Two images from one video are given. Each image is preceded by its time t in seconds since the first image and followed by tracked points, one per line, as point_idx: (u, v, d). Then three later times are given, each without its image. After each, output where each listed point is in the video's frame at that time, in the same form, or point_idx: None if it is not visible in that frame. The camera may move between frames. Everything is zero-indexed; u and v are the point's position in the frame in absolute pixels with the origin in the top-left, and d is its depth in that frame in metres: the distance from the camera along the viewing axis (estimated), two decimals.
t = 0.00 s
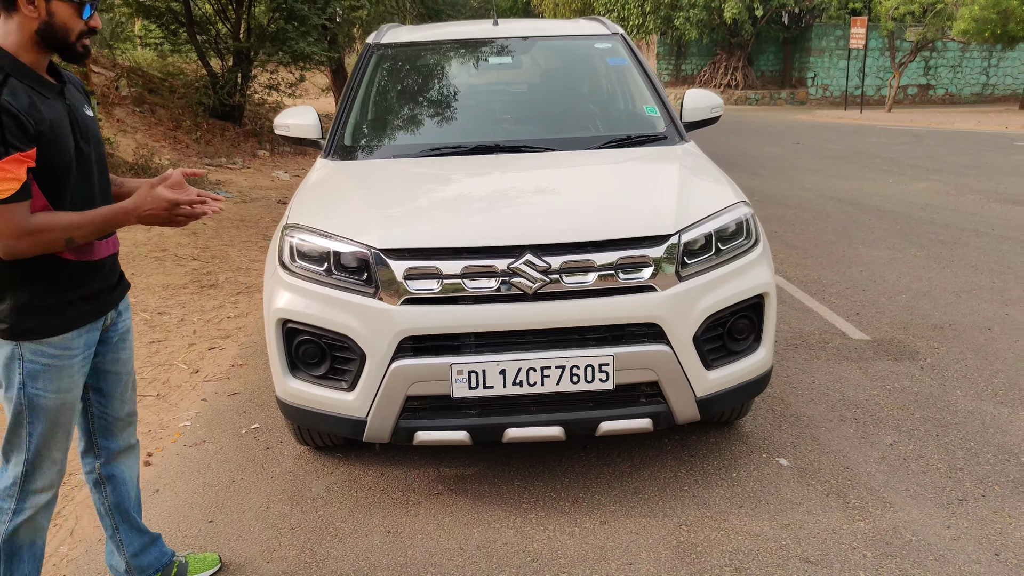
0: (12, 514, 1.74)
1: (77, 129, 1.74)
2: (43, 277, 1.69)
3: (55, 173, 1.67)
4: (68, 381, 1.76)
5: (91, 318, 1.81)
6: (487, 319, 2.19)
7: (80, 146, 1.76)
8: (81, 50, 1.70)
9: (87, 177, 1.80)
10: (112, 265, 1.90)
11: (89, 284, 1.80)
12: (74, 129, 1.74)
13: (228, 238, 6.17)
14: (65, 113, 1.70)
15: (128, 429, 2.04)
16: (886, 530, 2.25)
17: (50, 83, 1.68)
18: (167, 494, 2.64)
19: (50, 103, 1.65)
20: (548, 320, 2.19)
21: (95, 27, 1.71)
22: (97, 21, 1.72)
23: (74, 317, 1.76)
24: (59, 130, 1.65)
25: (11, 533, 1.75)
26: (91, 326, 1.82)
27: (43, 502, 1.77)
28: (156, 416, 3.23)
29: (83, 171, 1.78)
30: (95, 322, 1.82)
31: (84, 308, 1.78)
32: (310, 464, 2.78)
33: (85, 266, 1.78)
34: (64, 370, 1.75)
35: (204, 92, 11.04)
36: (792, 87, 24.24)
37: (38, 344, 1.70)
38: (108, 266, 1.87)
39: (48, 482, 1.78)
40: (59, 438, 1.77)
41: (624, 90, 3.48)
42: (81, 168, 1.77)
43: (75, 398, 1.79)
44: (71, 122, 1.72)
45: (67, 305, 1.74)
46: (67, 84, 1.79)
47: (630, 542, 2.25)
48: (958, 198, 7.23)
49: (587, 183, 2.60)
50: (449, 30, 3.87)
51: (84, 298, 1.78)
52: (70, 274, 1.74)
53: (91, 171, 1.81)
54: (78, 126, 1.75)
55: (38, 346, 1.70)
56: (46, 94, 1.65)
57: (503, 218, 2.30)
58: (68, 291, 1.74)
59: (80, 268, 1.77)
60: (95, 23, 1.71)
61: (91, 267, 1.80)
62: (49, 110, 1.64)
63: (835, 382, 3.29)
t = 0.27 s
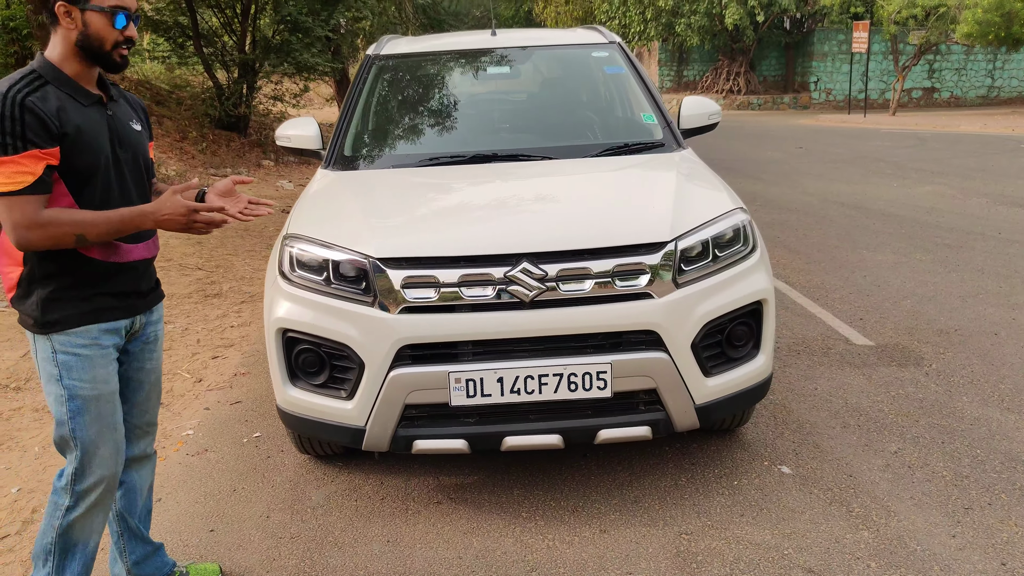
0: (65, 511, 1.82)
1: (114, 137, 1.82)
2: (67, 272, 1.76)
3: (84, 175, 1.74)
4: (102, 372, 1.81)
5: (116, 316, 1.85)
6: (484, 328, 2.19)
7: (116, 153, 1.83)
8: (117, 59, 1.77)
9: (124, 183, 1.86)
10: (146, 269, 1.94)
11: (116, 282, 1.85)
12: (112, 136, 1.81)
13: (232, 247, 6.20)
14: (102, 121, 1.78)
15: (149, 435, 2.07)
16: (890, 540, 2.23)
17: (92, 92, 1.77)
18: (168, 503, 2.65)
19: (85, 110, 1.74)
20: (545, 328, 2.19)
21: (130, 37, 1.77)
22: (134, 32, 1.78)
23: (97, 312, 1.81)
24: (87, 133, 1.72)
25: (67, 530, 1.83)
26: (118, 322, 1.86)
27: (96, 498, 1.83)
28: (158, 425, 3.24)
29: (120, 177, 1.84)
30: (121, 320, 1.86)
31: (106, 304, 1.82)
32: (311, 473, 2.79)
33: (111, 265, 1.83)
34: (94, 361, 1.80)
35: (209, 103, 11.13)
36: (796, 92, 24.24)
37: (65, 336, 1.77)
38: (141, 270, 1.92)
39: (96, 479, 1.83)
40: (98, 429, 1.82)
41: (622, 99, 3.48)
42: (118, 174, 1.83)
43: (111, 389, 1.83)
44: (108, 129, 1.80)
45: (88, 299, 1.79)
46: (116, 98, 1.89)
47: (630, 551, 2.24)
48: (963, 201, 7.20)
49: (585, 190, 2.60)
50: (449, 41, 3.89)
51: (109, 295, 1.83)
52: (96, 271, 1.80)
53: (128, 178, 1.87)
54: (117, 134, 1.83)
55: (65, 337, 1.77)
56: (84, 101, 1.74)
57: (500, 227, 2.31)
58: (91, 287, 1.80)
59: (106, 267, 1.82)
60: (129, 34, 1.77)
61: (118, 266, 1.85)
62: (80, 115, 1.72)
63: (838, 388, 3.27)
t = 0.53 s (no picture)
0: (96, 520, 1.87)
1: (138, 151, 1.83)
2: (79, 281, 1.77)
3: (102, 186, 1.74)
4: (113, 381, 1.83)
5: (127, 327, 1.84)
6: (481, 342, 2.18)
7: (139, 167, 1.83)
8: (140, 73, 1.79)
9: (145, 197, 1.86)
10: (161, 283, 1.94)
11: (129, 292, 1.85)
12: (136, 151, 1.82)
13: (238, 258, 6.23)
14: (126, 136, 1.79)
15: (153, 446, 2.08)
16: (891, 560, 2.20)
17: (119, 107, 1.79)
18: (166, 514, 2.65)
19: (109, 125, 1.76)
20: (541, 343, 2.18)
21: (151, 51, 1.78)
22: (156, 46, 1.80)
23: (107, 322, 1.80)
24: (106, 146, 1.74)
25: (105, 539, 1.88)
26: (130, 332, 1.86)
27: (123, 500, 1.89)
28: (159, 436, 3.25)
29: (141, 191, 1.84)
30: (132, 331, 1.86)
31: (119, 314, 1.82)
32: (309, 486, 2.78)
33: (124, 278, 1.83)
34: (106, 369, 1.81)
35: (218, 115, 11.24)
36: (803, 104, 24.24)
37: (77, 344, 1.77)
38: (155, 283, 1.91)
39: (117, 483, 1.87)
40: (113, 437, 1.85)
41: (622, 113, 3.49)
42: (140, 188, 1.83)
43: (123, 395, 1.86)
44: (133, 143, 1.81)
45: (100, 308, 1.79)
46: (147, 116, 1.91)
47: (626, 568, 2.22)
48: (971, 216, 7.16)
49: (583, 204, 2.60)
50: (453, 56, 3.92)
51: (121, 305, 1.83)
52: (108, 281, 1.80)
53: (149, 193, 1.87)
54: (141, 149, 1.84)
55: (77, 346, 1.78)
56: (110, 116, 1.76)
57: (497, 241, 2.31)
58: (103, 296, 1.80)
59: (119, 277, 1.82)
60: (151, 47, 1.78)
61: (131, 277, 1.84)
62: (101, 129, 1.73)
63: (840, 405, 3.24)
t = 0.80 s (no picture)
0: (139, 522, 1.90)
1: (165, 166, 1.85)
2: (109, 288, 1.78)
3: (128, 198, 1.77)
4: (151, 386, 1.87)
5: (158, 335, 1.87)
6: (491, 356, 2.19)
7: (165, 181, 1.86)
8: (156, 90, 1.80)
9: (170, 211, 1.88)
10: (189, 291, 1.96)
11: (161, 300, 1.88)
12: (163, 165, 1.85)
13: (258, 270, 6.31)
14: (153, 151, 1.82)
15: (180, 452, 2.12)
16: None
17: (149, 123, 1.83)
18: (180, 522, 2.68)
19: (137, 139, 1.79)
20: (552, 357, 2.18)
21: (169, 68, 1.80)
22: (177, 64, 1.82)
23: (141, 329, 1.83)
24: (132, 158, 1.76)
25: (148, 540, 1.91)
26: (164, 339, 1.89)
27: (164, 502, 1.92)
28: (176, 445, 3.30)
29: (167, 205, 1.86)
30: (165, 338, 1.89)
31: (153, 320, 1.86)
32: (322, 497, 2.80)
33: (158, 285, 1.86)
34: (144, 374, 1.85)
35: (241, 128, 11.42)
36: (826, 118, 24.05)
37: (115, 350, 1.81)
38: (183, 291, 1.94)
39: (158, 486, 1.91)
40: (152, 440, 1.89)
41: (638, 128, 3.50)
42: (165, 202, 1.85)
43: (160, 399, 1.90)
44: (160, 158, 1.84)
45: (134, 316, 1.82)
46: (178, 133, 1.96)
47: None
48: (997, 232, 7.04)
49: (596, 219, 2.60)
50: (470, 71, 3.96)
51: (153, 313, 1.86)
52: (139, 289, 1.83)
53: (174, 207, 1.89)
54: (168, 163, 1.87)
55: (116, 351, 1.81)
56: (139, 131, 1.80)
57: (509, 255, 2.32)
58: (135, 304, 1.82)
59: (149, 285, 1.84)
60: (169, 64, 1.80)
61: (163, 285, 1.87)
62: (129, 142, 1.77)
63: (858, 423, 3.19)
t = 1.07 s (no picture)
0: (177, 535, 1.96)
1: (213, 182, 1.90)
2: (160, 305, 1.83)
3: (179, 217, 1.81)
4: (191, 405, 1.91)
5: (206, 352, 1.92)
6: (522, 371, 2.19)
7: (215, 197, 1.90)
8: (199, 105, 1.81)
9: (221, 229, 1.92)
10: (236, 306, 2.00)
11: (207, 318, 1.91)
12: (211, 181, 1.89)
13: (293, 283, 6.42)
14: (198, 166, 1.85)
15: (225, 464, 2.18)
16: None
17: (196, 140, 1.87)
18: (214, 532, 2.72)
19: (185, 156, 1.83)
20: (583, 374, 2.17)
21: (207, 82, 1.80)
22: (215, 77, 1.81)
23: (188, 345, 1.88)
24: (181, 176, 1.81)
25: (184, 552, 1.98)
26: (208, 357, 1.94)
27: (201, 517, 1.97)
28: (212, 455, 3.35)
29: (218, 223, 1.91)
30: (211, 356, 1.93)
31: (197, 339, 1.89)
32: (353, 509, 2.82)
33: (202, 303, 1.89)
34: (185, 394, 1.89)
35: (279, 142, 11.65)
36: (865, 131, 23.68)
37: (159, 369, 1.86)
38: (231, 306, 1.98)
39: (194, 501, 1.96)
40: (190, 458, 1.93)
41: (671, 144, 3.48)
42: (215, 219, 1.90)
43: (200, 417, 1.93)
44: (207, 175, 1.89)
45: (183, 333, 1.87)
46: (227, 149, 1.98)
47: None
48: None
49: (628, 235, 2.59)
50: (504, 86, 3.99)
51: (201, 330, 1.90)
52: (188, 308, 1.87)
53: (225, 223, 1.93)
54: (217, 179, 1.91)
55: (158, 370, 1.86)
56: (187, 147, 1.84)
57: (540, 271, 2.32)
58: (184, 322, 1.87)
59: (198, 303, 1.88)
60: (207, 78, 1.80)
61: (210, 303, 1.91)
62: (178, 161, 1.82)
63: (897, 444, 3.12)
